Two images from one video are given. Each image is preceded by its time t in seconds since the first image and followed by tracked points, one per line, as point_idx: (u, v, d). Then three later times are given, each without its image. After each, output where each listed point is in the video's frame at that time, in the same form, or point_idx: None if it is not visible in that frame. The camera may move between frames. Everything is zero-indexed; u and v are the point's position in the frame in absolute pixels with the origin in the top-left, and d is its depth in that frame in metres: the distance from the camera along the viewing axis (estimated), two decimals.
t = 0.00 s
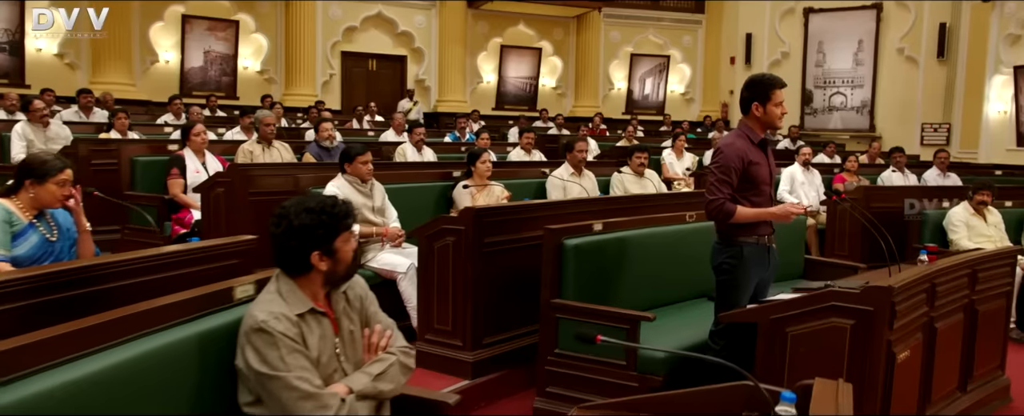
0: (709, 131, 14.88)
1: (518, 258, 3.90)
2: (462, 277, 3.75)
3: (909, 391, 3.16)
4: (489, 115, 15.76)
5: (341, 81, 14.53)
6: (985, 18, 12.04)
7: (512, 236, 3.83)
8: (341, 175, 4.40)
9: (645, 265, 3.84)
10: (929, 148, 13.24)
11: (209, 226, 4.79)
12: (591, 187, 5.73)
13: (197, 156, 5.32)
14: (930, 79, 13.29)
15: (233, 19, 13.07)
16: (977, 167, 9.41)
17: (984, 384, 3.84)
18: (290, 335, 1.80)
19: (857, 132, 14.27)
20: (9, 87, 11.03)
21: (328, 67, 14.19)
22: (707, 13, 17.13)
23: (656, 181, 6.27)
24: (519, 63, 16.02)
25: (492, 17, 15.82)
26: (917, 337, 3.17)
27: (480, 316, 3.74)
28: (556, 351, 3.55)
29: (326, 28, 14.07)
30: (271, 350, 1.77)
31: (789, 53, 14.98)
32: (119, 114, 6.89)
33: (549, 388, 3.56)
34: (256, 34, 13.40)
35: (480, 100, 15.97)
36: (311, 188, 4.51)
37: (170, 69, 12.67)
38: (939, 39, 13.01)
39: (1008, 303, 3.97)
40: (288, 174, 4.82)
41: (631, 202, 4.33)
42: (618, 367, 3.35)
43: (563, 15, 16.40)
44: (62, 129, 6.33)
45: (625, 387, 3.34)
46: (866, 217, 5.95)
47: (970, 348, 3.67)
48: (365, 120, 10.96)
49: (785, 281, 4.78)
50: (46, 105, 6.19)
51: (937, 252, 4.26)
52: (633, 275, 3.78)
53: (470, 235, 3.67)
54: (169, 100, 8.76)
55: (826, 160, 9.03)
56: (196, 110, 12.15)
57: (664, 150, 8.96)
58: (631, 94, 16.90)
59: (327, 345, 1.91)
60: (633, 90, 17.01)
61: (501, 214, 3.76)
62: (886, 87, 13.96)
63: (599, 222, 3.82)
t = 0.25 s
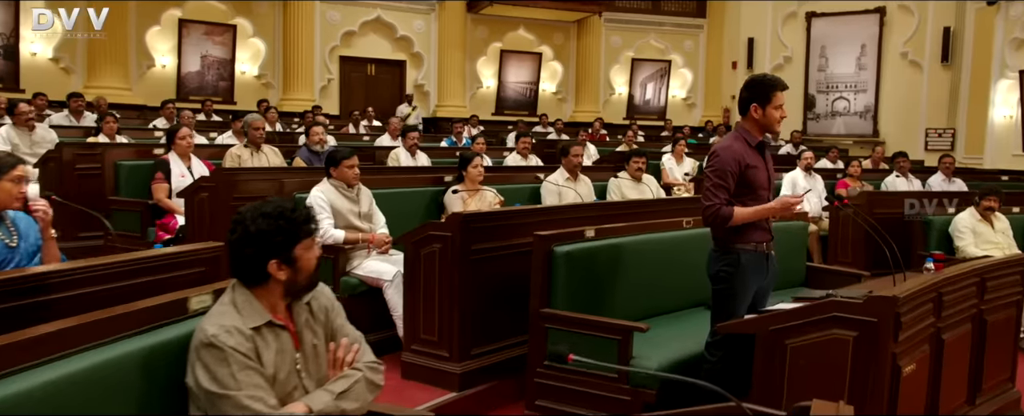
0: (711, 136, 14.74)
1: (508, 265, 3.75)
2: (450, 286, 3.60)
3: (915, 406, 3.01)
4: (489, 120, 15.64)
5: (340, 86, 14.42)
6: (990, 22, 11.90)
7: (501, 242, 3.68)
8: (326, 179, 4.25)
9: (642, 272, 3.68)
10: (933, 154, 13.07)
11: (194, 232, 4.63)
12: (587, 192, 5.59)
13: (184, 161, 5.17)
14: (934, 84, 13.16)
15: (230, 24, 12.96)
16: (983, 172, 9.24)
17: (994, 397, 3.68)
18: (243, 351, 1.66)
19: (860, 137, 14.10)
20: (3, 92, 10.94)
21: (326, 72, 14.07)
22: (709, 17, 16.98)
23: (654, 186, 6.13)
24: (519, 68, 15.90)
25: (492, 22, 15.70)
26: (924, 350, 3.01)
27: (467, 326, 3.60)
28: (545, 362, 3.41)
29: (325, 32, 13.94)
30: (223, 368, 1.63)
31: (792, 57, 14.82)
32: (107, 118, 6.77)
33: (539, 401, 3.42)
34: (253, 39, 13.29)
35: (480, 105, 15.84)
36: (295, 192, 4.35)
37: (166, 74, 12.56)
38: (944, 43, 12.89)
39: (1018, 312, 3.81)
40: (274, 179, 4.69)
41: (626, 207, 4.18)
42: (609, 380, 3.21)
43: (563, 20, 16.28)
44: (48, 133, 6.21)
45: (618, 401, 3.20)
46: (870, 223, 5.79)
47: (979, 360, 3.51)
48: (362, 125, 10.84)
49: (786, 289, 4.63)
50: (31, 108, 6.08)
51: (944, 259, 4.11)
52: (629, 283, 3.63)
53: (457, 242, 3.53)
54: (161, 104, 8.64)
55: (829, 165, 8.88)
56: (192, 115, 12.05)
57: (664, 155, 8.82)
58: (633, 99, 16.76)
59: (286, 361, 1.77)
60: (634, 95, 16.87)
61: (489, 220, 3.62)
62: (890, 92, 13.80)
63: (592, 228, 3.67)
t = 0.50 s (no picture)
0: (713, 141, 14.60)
1: (497, 273, 3.62)
2: (436, 295, 3.47)
3: None
4: (489, 126, 15.53)
5: (339, 91, 14.33)
6: (994, 27, 11.76)
7: (489, 249, 3.55)
8: (311, 184, 4.14)
9: (635, 279, 3.56)
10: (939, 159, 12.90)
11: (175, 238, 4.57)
12: (582, 198, 5.46)
13: (169, 165, 5.08)
14: (939, 89, 13.01)
15: (228, 29, 12.88)
16: (990, 178, 9.06)
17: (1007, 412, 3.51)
18: (189, 368, 1.53)
19: (864, 143, 13.95)
20: None
21: (325, 77, 13.97)
22: (711, 22, 16.83)
23: (652, 192, 5.98)
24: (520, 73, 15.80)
25: (492, 27, 15.60)
26: (930, 362, 2.87)
27: (454, 336, 3.46)
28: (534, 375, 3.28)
29: (323, 37, 13.84)
30: (166, 385, 1.51)
31: (795, 62, 14.68)
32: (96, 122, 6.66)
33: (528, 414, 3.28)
34: (251, 44, 13.19)
35: (480, 110, 15.73)
36: (281, 198, 4.23)
37: (164, 79, 12.47)
38: (948, 48, 12.72)
39: None
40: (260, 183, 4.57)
41: (620, 213, 4.05)
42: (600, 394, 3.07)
43: (564, 24, 16.17)
44: (35, 137, 6.11)
45: None
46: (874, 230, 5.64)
47: (988, 373, 3.36)
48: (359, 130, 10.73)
49: (786, 298, 4.49)
50: (18, 112, 5.99)
51: (950, 266, 3.95)
52: (622, 290, 3.50)
53: (443, 248, 3.40)
54: (154, 108, 8.54)
55: (832, 170, 8.72)
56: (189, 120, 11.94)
57: (663, 160, 8.68)
58: (634, 105, 16.63)
59: (239, 376, 1.65)
60: (635, 100, 16.74)
61: (477, 226, 3.49)
62: (894, 97, 13.65)
63: (584, 235, 3.54)
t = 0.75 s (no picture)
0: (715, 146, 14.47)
1: (485, 281, 3.49)
2: (421, 303, 3.34)
3: None
4: (490, 132, 15.43)
5: (338, 96, 14.26)
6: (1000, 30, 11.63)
7: (477, 256, 3.42)
8: (296, 189, 4.03)
9: (629, 287, 3.43)
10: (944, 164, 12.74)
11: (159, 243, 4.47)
12: (578, 203, 5.34)
13: (155, 169, 4.98)
14: (943, 93, 12.87)
15: (226, 33, 12.82)
16: (996, 183, 8.91)
17: None
18: (127, 385, 1.43)
19: (868, 148, 13.80)
20: None
21: (324, 82, 13.90)
22: (713, 27, 16.72)
23: (650, 197, 5.86)
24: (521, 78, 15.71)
25: (492, 31, 15.51)
26: (935, 374, 2.73)
27: (440, 346, 3.33)
28: (522, 386, 3.14)
29: (323, 42, 13.76)
30: (102, 401, 1.41)
31: (798, 67, 14.54)
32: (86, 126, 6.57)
33: None
34: (250, 49, 13.12)
35: (481, 115, 15.63)
36: (267, 202, 4.11)
37: (162, 84, 12.40)
38: (953, 52, 12.59)
39: None
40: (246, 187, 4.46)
41: (614, 218, 3.93)
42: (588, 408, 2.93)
43: (565, 29, 16.07)
44: (22, 141, 6.02)
45: None
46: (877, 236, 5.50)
47: (996, 385, 3.22)
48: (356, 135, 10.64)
49: (786, 306, 4.36)
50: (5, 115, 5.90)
51: (956, 275, 3.81)
52: (617, 298, 3.37)
53: (428, 255, 3.28)
54: (148, 113, 8.46)
55: (835, 175, 8.59)
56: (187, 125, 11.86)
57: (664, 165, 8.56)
58: (636, 110, 16.51)
59: (188, 391, 1.54)
60: (637, 105, 16.62)
61: (463, 231, 3.37)
62: (899, 102, 13.50)
63: (575, 240, 3.42)
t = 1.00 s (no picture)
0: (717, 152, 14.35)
1: (473, 289, 3.38)
2: (405, 312, 3.23)
3: None
4: (491, 138, 15.34)
5: (339, 102, 14.19)
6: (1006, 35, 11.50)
7: (463, 263, 3.31)
8: (281, 194, 3.93)
9: (621, 295, 3.31)
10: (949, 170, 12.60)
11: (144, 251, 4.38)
12: (573, 209, 5.25)
13: (142, 174, 4.88)
14: (949, 99, 12.74)
15: (226, 39, 12.76)
16: (1003, 189, 8.76)
17: None
18: (53, 405, 1.33)
19: (872, 154, 13.65)
20: None
21: (324, 88, 13.83)
22: (716, 32, 16.60)
23: (648, 203, 5.74)
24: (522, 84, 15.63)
25: (494, 37, 15.43)
26: (941, 388, 2.60)
27: (425, 357, 3.22)
28: (508, 398, 3.02)
29: (323, 47, 13.69)
30: None
31: (801, 72, 14.40)
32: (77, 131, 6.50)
33: None
34: (250, 54, 13.07)
35: (482, 121, 15.55)
36: (251, 208, 4.01)
37: (161, 89, 12.33)
38: (958, 57, 12.45)
39: None
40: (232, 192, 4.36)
41: (608, 224, 3.81)
42: None
43: (566, 35, 15.98)
44: (11, 146, 5.94)
45: None
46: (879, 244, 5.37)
47: (1005, 399, 3.09)
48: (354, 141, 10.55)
49: (786, 315, 4.23)
50: None
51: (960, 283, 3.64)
52: (608, 307, 3.25)
53: (412, 261, 3.17)
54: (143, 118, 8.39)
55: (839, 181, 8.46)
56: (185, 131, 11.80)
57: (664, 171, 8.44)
58: (638, 116, 16.39)
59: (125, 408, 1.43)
60: (640, 111, 16.51)
61: (450, 238, 3.26)
62: (903, 107, 13.36)
63: (565, 247, 3.30)
